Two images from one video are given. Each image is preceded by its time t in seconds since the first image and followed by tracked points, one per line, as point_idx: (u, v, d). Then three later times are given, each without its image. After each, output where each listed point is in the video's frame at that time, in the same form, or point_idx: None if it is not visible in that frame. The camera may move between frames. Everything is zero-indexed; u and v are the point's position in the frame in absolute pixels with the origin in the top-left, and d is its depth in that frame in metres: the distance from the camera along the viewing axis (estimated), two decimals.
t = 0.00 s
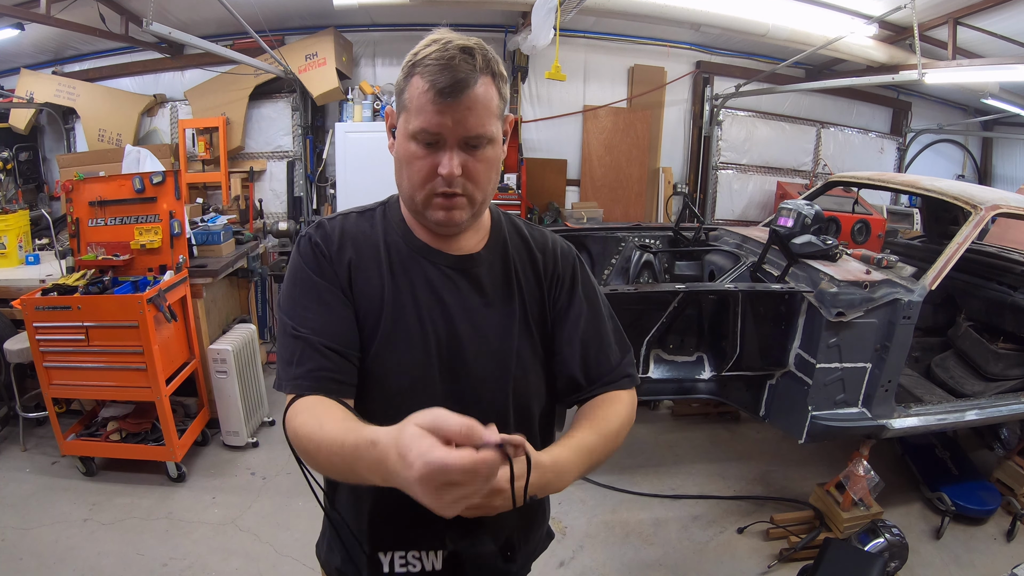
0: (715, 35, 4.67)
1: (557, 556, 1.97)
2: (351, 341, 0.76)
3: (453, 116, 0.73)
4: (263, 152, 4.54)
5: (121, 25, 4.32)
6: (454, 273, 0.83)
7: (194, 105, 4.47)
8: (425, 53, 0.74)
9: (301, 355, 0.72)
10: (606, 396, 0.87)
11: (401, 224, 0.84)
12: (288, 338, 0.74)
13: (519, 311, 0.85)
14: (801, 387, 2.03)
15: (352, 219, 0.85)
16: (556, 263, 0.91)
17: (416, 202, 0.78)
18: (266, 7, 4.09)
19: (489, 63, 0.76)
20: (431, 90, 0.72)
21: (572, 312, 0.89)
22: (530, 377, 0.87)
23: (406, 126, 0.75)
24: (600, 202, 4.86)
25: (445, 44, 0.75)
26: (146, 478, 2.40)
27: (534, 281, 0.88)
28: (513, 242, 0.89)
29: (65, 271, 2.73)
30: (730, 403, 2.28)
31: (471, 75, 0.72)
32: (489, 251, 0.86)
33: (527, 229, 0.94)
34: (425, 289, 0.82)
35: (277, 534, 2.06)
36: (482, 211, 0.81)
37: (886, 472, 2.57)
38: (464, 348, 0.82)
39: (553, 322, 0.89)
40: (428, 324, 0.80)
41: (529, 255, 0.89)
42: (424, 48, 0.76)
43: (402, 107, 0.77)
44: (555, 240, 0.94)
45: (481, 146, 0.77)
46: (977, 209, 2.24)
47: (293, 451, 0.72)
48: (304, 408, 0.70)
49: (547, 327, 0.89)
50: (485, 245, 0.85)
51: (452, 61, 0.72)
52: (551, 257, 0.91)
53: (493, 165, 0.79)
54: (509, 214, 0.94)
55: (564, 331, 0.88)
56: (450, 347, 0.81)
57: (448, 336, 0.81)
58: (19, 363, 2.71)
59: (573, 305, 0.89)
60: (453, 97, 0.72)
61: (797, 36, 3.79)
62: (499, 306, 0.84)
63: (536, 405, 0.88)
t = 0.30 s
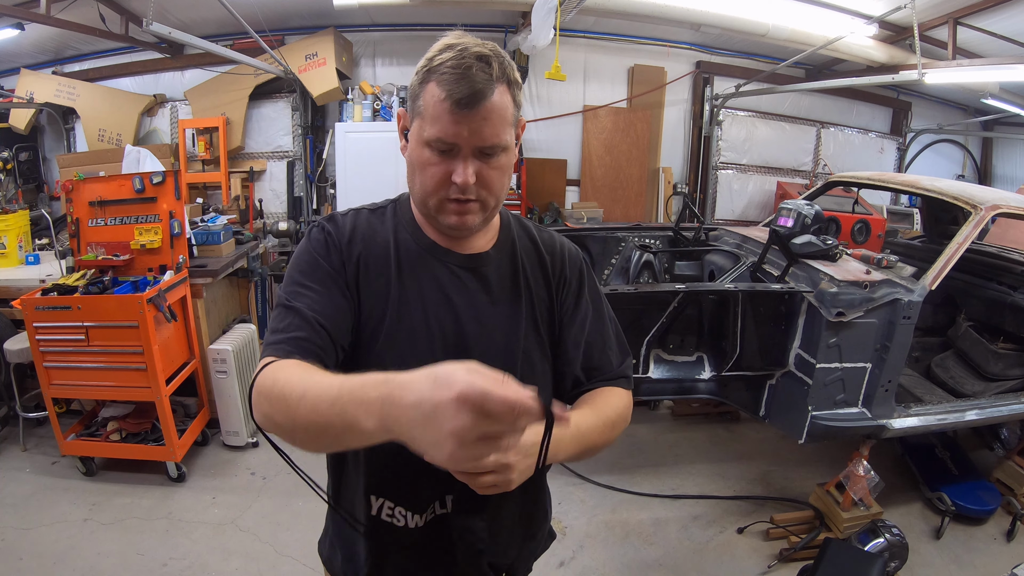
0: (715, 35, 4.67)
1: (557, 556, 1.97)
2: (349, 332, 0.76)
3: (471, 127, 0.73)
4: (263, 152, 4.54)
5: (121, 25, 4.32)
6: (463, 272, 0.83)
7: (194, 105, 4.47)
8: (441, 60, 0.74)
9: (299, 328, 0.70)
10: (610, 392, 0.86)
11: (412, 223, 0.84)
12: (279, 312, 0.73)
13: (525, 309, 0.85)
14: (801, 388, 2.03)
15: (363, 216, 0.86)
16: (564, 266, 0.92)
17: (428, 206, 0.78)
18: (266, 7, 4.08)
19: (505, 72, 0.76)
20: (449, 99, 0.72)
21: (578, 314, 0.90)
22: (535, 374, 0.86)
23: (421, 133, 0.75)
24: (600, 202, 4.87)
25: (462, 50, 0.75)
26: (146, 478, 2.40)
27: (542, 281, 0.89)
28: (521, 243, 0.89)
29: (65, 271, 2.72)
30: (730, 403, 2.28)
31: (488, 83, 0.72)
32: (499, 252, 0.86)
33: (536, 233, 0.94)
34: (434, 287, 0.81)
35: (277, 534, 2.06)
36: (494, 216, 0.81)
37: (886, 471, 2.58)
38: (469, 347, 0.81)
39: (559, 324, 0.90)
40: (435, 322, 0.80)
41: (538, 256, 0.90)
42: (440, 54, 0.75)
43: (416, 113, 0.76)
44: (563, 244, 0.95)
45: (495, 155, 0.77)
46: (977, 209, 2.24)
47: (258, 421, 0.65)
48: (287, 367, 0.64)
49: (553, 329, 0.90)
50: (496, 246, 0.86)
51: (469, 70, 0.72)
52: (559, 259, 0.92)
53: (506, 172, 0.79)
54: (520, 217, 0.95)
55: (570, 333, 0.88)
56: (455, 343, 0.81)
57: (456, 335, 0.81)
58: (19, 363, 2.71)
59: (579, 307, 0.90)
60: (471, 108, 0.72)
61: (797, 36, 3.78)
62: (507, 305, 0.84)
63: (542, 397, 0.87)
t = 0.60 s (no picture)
0: (715, 35, 4.67)
1: (557, 556, 1.97)
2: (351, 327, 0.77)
3: (473, 128, 0.73)
4: (263, 152, 4.54)
5: (121, 25, 4.32)
6: (468, 272, 0.82)
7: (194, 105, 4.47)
8: (445, 62, 0.74)
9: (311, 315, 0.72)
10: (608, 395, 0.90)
11: (417, 222, 0.83)
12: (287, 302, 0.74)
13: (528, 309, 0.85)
14: (801, 388, 2.03)
15: (370, 213, 0.86)
16: (567, 267, 0.93)
17: (431, 206, 0.78)
18: (266, 7, 4.09)
19: (507, 73, 0.76)
20: (451, 101, 0.72)
21: (581, 315, 0.91)
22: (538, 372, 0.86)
23: (424, 134, 0.75)
24: (600, 202, 4.86)
25: (465, 52, 0.75)
26: (146, 478, 2.40)
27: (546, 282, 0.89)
28: (525, 244, 0.89)
29: (65, 271, 2.73)
30: (730, 403, 2.28)
31: (491, 85, 0.73)
32: (503, 252, 0.86)
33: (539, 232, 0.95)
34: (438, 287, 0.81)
35: (277, 534, 2.06)
36: (496, 216, 0.81)
37: (886, 472, 2.58)
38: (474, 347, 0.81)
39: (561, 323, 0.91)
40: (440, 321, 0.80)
41: (541, 256, 0.90)
42: (444, 56, 0.76)
43: (420, 114, 0.76)
44: (566, 245, 0.95)
45: (497, 156, 0.77)
46: (977, 209, 2.24)
47: (266, 397, 0.66)
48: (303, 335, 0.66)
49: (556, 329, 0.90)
50: (499, 245, 0.86)
51: (471, 72, 0.72)
52: (563, 260, 0.92)
53: (508, 173, 0.79)
54: (523, 217, 0.95)
55: (572, 333, 0.89)
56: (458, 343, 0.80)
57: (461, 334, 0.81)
58: (19, 363, 2.71)
59: (581, 308, 0.91)
60: (471, 110, 0.72)
61: (797, 36, 3.79)
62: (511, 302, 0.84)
63: (545, 398, 0.88)
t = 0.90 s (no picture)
0: (715, 35, 4.66)
1: (557, 556, 1.97)
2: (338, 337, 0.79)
3: (487, 128, 0.73)
4: (263, 152, 4.54)
5: (121, 26, 4.32)
6: (472, 271, 0.83)
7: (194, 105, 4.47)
8: (456, 62, 0.74)
9: (280, 343, 0.73)
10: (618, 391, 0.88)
11: (421, 222, 0.83)
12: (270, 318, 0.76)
13: (533, 308, 0.85)
14: (801, 388, 2.03)
15: (370, 217, 0.85)
16: (569, 267, 0.93)
17: (441, 206, 0.78)
18: (266, 7, 4.09)
19: (518, 74, 0.76)
20: (464, 101, 0.72)
21: (584, 312, 0.92)
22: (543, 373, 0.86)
23: (435, 133, 0.75)
24: (600, 202, 4.86)
25: (477, 52, 0.75)
26: (146, 478, 2.40)
27: (550, 282, 0.89)
28: (529, 243, 0.90)
29: (65, 271, 2.73)
30: (729, 403, 2.28)
31: (504, 86, 0.73)
32: (507, 251, 0.86)
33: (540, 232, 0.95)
34: (442, 287, 0.81)
35: (276, 534, 2.06)
36: (503, 216, 0.81)
37: (886, 471, 2.57)
38: (479, 345, 0.80)
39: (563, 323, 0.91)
40: (443, 323, 0.80)
41: (545, 256, 0.90)
42: (455, 56, 0.75)
43: (430, 114, 0.76)
44: (568, 246, 0.95)
45: (508, 157, 0.77)
46: (977, 209, 2.24)
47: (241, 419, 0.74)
48: (266, 371, 0.71)
49: (559, 328, 0.91)
50: (504, 244, 0.86)
51: (485, 72, 0.72)
52: (565, 260, 0.93)
53: (517, 173, 0.79)
54: (524, 217, 0.95)
55: (576, 331, 0.90)
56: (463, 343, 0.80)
57: (464, 334, 0.80)
58: (19, 363, 2.71)
59: (585, 306, 0.92)
60: (485, 111, 0.72)
61: (797, 36, 3.78)
62: (515, 301, 0.84)
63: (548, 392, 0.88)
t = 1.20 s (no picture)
0: (715, 35, 4.66)
1: (557, 556, 1.97)
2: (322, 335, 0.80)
3: (470, 126, 0.73)
4: (263, 152, 4.54)
5: (121, 25, 4.32)
6: (465, 271, 0.82)
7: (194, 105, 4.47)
8: (440, 62, 0.74)
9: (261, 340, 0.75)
10: (631, 384, 0.88)
11: (413, 224, 0.84)
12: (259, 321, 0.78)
13: (527, 307, 0.85)
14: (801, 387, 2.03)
15: (362, 219, 0.86)
16: (567, 264, 0.93)
17: (429, 205, 0.78)
18: (267, 7, 4.09)
19: (502, 72, 0.76)
20: (447, 100, 0.73)
21: (587, 309, 0.92)
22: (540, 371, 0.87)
23: (421, 133, 0.75)
24: (600, 202, 4.86)
25: (460, 51, 0.75)
26: (146, 478, 2.40)
27: (545, 280, 0.89)
28: (523, 242, 0.89)
29: (65, 271, 2.73)
30: (729, 403, 2.28)
31: (486, 83, 0.73)
32: (500, 250, 0.86)
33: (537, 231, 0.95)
34: (435, 288, 0.81)
35: (277, 534, 2.06)
36: (493, 214, 0.81)
37: (886, 471, 2.58)
38: (473, 345, 0.80)
39: (568, 320, 0.92)
40: (437, 324, 0.79)
41: (540, 254, 0.90)
42: (439, 55, 0.76)
43: (416, 114, 0.76)
44: (565, 244, 0.95)
45: (494, 154, 0.77)
46: (977, 209, 2.24)
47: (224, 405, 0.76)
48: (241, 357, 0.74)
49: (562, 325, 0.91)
50: (497, 243, 0.86)
51: (467, 70, 0.72)
52: (562, 259, 0.92)
53: (505, 171, 0.79)
54: (521, 216, 0.95)
55: (581, 328, 0.91)
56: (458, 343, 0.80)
57: (457, 335, 0.80)
58: (19, 363, 2.71)
59: (588, 303, 0.92)
60: (468, 108, 0.73)
61: (797, 36, 3.79)
62: (509, 300, 0.84)
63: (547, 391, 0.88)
